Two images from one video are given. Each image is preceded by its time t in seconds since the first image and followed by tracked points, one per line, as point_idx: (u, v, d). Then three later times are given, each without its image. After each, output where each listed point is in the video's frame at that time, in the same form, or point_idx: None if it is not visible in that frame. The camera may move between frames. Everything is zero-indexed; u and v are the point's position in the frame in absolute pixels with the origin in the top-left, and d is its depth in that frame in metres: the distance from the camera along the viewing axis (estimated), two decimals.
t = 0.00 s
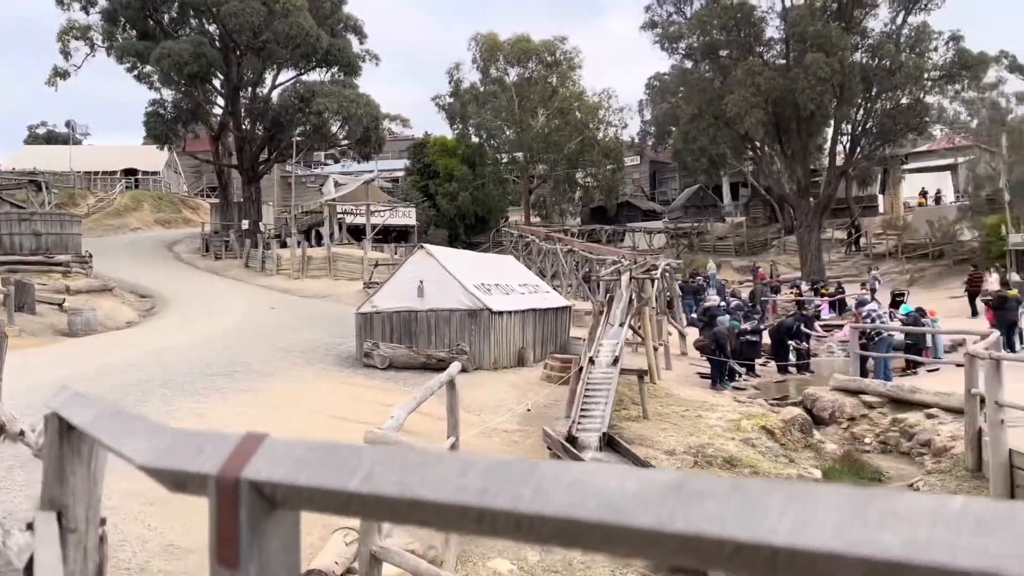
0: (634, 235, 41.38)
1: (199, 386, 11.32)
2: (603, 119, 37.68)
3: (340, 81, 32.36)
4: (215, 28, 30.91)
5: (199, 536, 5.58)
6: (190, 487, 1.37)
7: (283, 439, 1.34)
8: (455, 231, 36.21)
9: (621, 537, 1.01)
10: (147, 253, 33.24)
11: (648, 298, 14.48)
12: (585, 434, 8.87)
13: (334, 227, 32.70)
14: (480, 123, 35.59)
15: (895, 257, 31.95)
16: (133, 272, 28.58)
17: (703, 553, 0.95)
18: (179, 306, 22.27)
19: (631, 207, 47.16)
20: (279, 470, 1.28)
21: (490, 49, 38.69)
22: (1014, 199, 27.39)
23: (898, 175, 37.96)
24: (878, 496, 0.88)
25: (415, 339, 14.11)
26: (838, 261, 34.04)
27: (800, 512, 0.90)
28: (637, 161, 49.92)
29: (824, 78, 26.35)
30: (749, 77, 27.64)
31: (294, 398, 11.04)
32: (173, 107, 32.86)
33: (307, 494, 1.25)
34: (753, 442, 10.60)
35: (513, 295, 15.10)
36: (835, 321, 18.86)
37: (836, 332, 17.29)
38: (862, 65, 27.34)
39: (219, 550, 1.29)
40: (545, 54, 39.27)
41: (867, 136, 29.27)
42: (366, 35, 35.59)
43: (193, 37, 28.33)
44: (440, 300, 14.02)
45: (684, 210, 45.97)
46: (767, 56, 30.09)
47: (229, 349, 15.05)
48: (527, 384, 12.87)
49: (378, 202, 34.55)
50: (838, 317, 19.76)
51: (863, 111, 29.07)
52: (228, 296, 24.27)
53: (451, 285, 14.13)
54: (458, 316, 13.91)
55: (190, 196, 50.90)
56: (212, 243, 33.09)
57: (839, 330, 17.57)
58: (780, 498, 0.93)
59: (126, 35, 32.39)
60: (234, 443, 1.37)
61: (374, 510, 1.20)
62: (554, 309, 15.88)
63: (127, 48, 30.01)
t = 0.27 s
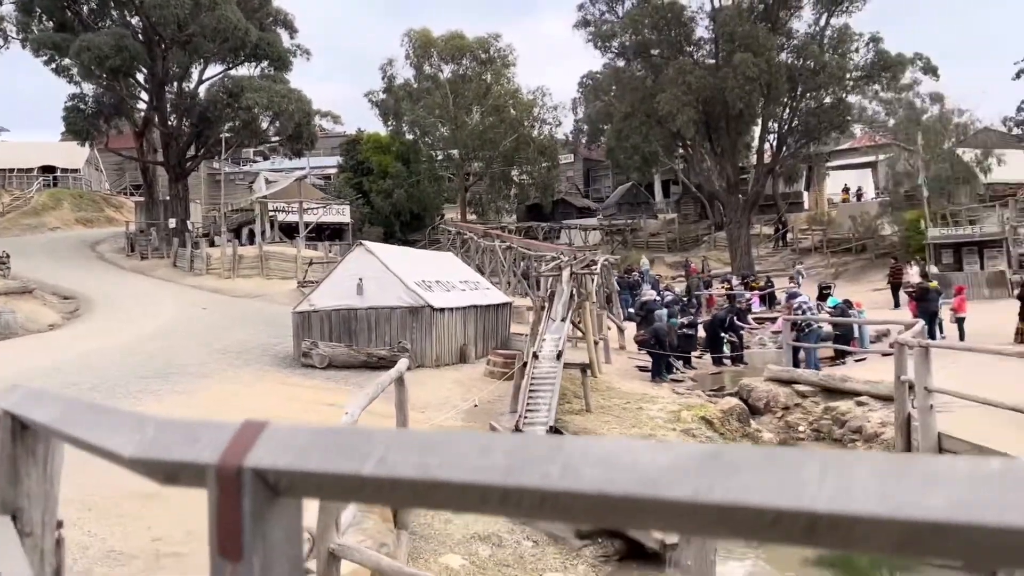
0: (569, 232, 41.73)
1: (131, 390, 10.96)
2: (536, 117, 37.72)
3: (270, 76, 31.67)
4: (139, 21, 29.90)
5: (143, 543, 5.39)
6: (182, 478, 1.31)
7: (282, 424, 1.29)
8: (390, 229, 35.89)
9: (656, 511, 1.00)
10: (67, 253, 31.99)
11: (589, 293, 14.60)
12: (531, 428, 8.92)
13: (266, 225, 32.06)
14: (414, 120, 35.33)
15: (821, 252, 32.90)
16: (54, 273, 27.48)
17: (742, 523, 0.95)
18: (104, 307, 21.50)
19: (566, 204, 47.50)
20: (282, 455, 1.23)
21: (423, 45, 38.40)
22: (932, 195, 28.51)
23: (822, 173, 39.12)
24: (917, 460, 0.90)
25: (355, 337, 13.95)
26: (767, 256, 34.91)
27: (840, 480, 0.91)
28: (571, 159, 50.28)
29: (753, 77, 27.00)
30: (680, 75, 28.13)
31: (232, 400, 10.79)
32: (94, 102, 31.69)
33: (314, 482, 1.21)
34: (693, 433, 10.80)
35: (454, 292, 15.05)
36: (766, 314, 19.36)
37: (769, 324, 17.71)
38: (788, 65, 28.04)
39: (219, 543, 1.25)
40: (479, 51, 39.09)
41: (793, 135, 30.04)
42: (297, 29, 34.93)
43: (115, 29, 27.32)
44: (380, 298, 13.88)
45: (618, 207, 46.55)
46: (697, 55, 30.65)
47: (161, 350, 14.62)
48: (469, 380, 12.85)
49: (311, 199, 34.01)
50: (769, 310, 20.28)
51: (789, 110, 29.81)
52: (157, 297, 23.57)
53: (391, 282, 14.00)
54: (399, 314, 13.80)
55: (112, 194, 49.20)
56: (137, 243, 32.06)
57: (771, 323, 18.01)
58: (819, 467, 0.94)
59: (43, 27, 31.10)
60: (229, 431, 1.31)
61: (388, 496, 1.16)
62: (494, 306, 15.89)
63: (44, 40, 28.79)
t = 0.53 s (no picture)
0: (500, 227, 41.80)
1: (52, 392, 10.52)
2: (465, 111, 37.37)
3: (191, 67, 30.69)
4: (49, 8, 28.56)
5: (77, 551, 5.18)
6: (178, 470, 1.25)
7: (286, 412, 1.25)
8: (318, 225, 35.35)
9: (688, 488, 1.01)
10: None
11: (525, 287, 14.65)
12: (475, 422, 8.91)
13: (189, 221, 31.14)
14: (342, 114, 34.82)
15: (745, 246, 33.79)
16: None
17: (778, 496, 0.97)
18: (19, 307, 20.57)
19: (496, 199, 47.60)
20: (290, 444, 1.19)
21: (350, 38, 37.76)
22: (849, 190, 29.59)
23: (746, 169, 40.16)
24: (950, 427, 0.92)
25: (288, 335, 13.68)
26: (694, 250, 35.68)
27: (875, 447, 0.93)
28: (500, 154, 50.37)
29: (679, 74, 27.50)
30: (609, 71, 28.43)
31: (161, 401, 10.46)
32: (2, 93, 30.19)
33: (325, 470, 1.18)
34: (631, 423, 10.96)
35: (389, 287, 14.90)
36: (696, 305, 19.77)
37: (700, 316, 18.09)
38: (711, 63, 28.60)
39: (222, 534, 1.20)
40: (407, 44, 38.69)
41: (718, 131, 30.57)
42: (219, 19, 33.94)
43: (24, 16, 26.04)
44: (313, 295, 13.64)
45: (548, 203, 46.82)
46: (624, 52, 30.96)
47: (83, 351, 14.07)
48: (406, 376, 12.76)
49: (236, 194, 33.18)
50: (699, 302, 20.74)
51: (713, 107, 30.44)
52: (75, 296, 22.65)
53: (324, 278, 13.77)
54: (333, 310, 13.58)
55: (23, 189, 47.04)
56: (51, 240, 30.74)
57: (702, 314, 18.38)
58: (852, 437, 0.95)
59: None
60: (228, 419, 1.26)
61: (405, 482, 1.14)
62: (429, 301, 15.81)
63: None
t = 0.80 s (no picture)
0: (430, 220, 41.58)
1: None
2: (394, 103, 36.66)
3: (106, 55, 29.46)
4: None
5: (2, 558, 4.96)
6: (165, 465, 1.21)
7: (281, 402, 1.21)
8: (241, 218, 34.63)
9: (699, 465, 1.02)
10: None
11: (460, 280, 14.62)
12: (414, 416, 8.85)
13: (106, 215, 29.99)
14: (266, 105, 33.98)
15: (671, 238, 34.42)
16: None
17: (791, 471, 0.99)
18: None
19: (426, 192, 47.36)
20: (288, 433, 1.16)
21: (274, 27, 36.67)
22: (770, 183, 30.44)
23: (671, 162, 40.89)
24: (946, 402, 0.97)
25: (216, 331, 13.32)
26: (623, 243, 36.19)
27: (882, 421, 0.97)
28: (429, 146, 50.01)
29: (607, 69, 27.79)
30: (538, 65, 28.53)
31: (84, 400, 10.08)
32: None
33: (324, 459, 1.15)
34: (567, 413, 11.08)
35: (320, 282, 14.67)
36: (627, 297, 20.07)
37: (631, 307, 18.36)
38: (638, 58, 28.88)
39: (217, 523, 1.16)
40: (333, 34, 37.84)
41: (644, 126, 31.09)
42: (135, 5, 32.65)
43: None
44: (243, 289, 13.32)
45: (478, 196, 46.80)
46: (552, 46, 30.91)
47: None
48: (341, 371, 12.60)
49: (156, 186, 32.12)
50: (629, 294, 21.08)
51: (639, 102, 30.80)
52: None
53: (254, 273, 13.45)
54: (263, 306, 13.28)
55: None
56: None
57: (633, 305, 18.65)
58: (860, 413, 0.98)
59: None
60: (219, 410, 1.22)
61: (410, 468, 1.13)
62: (362, 295, 15.62)
63: None
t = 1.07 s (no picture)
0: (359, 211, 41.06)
1: None
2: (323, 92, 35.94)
3: (14, 37, 28.01)
4: None
5: None
6: (152, 446, 1.17)
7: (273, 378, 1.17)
8: (162, 208, 33.87)
9: (711, 430, 1.03)
10: None
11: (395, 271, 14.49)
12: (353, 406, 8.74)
13: (17, 205, 28.67)
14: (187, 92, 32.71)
15: (602, 229, 34.80)
16: None
17: (801, 434, 1.01)
18: None
19: (355, 182, 46.76)
20: (285, 409, 1.12)
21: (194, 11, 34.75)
22: (697, 175, 31.06)
23: (601, 154, 41.33)
24: (948, 364, 0.99)
25: (140, 324, 12.88)
26: (554, 234, 36.45)
27: (890, 384, 0.99)
28: (358, 136, 49.32)
29: (538, 60, 27.88)
30: (469, 55, 28.47)
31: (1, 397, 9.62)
32: None
33: (323, 435, 1.12)
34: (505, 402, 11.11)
35: (249, 273, 14.34)
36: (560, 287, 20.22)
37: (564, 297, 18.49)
38: (568, 50, 29.07)
39: (213, 504, 1.12)
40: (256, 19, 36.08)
41: (575, 118, 31.39)
42: None
43: None
44: (168, 281, 12.92)
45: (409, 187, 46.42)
46: (483, 37, 30.54)
47: None
48: (274, 364, 12.37)
49: (71, 175, 30.86)
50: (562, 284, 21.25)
51: (569, 94, 30.96)
52: None
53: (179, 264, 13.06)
54: (189, 298, 12.90)
55: None
56: None
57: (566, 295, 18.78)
58: (869, 377, 1.00)
59: None
60: (208, 389, 1.17)
61: (413, 442, 1.11)
62: (292, 287, 15.33)
63: None
